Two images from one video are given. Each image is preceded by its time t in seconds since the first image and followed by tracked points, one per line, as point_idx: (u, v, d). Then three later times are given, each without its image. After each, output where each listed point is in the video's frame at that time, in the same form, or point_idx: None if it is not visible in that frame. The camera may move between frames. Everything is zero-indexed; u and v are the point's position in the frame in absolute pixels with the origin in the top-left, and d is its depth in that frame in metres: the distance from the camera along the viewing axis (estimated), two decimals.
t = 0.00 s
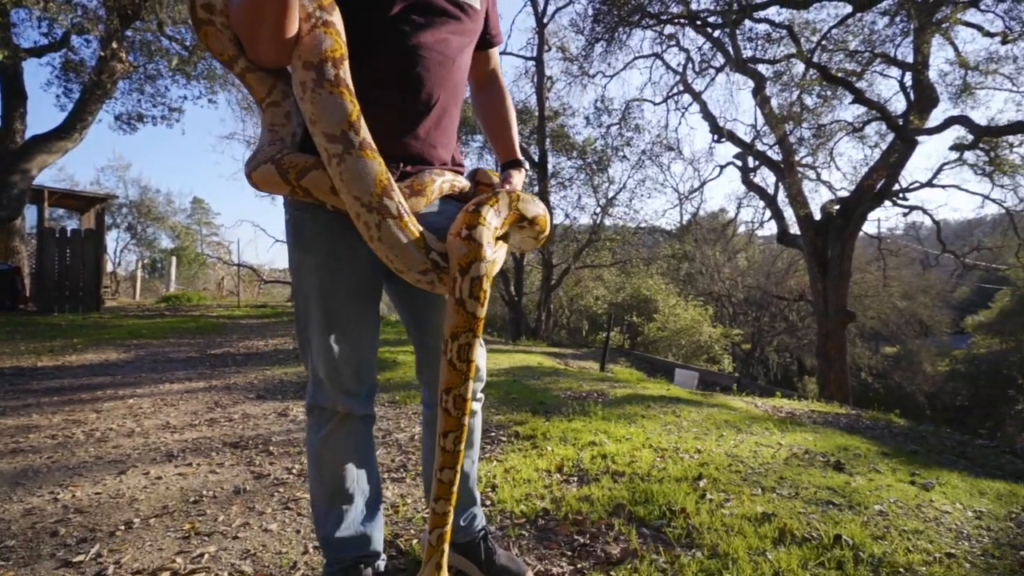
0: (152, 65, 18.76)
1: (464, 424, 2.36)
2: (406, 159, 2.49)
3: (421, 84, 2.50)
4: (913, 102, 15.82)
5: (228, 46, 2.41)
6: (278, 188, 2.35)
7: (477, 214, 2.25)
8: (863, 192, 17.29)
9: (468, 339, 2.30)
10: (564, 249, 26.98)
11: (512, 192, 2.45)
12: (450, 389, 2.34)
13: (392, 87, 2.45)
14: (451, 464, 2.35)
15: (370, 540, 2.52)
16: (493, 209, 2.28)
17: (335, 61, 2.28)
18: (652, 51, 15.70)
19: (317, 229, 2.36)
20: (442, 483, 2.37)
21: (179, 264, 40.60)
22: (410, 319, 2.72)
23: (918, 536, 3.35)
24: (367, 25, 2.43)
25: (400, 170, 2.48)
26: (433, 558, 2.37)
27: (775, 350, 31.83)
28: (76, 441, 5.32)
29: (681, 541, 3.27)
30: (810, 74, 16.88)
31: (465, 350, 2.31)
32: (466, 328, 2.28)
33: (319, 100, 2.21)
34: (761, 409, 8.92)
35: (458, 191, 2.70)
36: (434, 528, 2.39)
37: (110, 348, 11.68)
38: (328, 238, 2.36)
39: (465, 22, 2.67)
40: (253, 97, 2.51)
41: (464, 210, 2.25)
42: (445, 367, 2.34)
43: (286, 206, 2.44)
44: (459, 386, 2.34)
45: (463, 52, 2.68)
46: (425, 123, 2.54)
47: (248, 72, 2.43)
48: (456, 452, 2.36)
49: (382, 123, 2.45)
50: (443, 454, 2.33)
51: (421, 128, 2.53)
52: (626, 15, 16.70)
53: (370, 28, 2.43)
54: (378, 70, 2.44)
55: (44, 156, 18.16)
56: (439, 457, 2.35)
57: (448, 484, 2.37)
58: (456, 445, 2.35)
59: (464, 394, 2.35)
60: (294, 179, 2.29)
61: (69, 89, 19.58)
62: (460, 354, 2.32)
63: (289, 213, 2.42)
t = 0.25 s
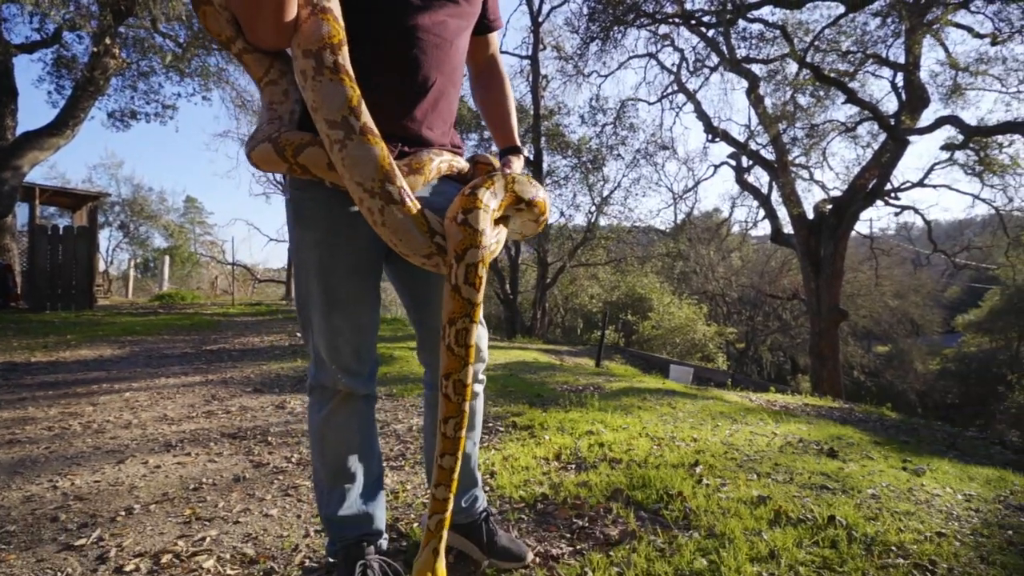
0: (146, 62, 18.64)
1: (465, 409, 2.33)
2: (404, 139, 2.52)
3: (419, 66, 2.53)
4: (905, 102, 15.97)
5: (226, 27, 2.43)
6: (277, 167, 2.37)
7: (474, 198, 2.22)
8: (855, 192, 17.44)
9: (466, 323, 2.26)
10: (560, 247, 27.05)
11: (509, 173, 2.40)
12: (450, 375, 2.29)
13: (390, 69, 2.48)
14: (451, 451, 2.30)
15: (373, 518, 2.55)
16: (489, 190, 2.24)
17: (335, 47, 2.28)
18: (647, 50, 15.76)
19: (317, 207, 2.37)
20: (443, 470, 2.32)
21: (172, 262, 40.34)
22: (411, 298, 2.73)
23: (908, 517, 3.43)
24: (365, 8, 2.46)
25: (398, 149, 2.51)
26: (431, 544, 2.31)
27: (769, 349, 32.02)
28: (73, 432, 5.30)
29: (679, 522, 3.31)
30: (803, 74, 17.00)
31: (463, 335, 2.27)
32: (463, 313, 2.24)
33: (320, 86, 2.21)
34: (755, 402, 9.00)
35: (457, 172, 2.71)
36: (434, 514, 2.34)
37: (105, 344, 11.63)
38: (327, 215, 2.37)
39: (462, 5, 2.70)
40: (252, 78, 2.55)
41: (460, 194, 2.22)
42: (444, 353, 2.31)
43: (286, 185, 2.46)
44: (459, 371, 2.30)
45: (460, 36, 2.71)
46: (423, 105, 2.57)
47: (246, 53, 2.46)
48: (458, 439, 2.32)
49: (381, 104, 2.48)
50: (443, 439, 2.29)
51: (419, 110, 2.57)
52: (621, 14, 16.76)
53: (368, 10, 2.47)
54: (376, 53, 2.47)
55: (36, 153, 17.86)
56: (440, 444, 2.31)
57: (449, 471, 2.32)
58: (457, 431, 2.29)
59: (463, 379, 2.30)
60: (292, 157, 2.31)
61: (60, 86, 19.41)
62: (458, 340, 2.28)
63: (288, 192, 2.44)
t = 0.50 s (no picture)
0: (144, 59, 18.61)
1: (470, 388, 2.24)
2: (406, 117, 2.56)
3: (420, 46, 2.58)
4: (901, 101, 16.06)
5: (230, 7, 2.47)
6: (282, 143, 2.40)
7: (475, 175, 2.18)
8: (852, 191, 17.55)
9: (468, 303, 2.20)
10: (559, 245, 27.10)
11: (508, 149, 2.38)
12: (454, 354, 2.22)
13: (391, 48, 2.53)
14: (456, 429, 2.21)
15: (380, 494, 2.54)
16: (490, 166, 2.22)
17: (341, 33, 2.31)
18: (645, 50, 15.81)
19: (322, 183, 2.40)
20: (448, 448, 2.25)
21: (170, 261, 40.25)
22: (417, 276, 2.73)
23: (906, 497, 3.48)
24: None
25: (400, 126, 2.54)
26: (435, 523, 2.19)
27: (767, 347, 32.12)
28: (78, 420, 5.34)
29: (681, 501, 3.35)
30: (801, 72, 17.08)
31: (467, 314, 2.21)
32: (465, 293, 2.19)
33: (329, 72, 2.24)
34: (754, 395, 9.07)
35: (458, 147, 2.73)
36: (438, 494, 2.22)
37: (105, 339, 11.63)
38: (332, 190, 2.40)
39: None
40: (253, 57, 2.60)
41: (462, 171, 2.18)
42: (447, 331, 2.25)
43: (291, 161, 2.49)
44: (462, 350, 2.22)
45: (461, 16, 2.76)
46: (424, 84, 2.61)
47: (247, 33, 2.50)
48: (462, 417, 2.23)
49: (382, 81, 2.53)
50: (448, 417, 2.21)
51: (420, 88, 2.61)
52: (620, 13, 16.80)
53: None
54: (378, 32, 2.51)
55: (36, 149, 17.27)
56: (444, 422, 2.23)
57: (453, 449, 2.23)
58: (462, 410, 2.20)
59: (467, 357, 2.23)
60: (296, 132, 2.33)
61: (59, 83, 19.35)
62: (461, 319, 2.22)
63: (294, 167, 2.47)
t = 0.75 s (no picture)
0: (145, 58, 18.60)
1: (484, 368, 2.26)
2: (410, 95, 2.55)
3: (424, 26, 2.59)
4: (901, 100, 16.08)
5: None
6: (290, 123, 2.42)
7: (480, 150, 2.17)
8: (853, 189, 17.58)
9: (477, 282, 2.19)
10: (559, 244, 27.12)
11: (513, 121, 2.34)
12: (467, 333, 2.22)
13: (396, 28, 2.54)
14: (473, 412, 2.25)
15: (391, 469, 2.56)
16: (496, 141, 2.20)
17: (350, 19, 2.32)
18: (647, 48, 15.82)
19: (331, 159, 2.41)
20: (464, 429, 2.26)
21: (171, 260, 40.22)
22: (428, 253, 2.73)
23: (911, 480, 3.50)
24: None
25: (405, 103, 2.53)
26: (454, 505, 2.18)
27: (767, 347, 32.16)
28: (85, 409, 5.36)
29: (688, 484, 3.36)
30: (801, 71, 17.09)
31: (476, 292, 2.21)
32: (474, 271, 2.19)
33: (340, 60, 2.27)
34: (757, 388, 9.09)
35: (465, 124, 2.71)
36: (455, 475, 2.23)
37: (107, 334, 11.65)
38: (341, 166, 2.40)
39: None
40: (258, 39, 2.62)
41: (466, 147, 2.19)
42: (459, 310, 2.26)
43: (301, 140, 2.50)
44: (476, 329, 2.23)
45: None
46: (429, 65, 2.63)
47: (252, 15, 2.55)
48: (479, 397, 2.25)
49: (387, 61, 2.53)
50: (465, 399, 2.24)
51: (425, 69, 2.62)
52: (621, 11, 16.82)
53: None
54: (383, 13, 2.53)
55: (36, 146, 17.12)
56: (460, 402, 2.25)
57: (469, 431, 2.24)
58: (477, 390, 2.23)
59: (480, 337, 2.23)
60: (304, 110, 2.35)
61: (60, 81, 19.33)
62: (472, 297, 2.22)
63: (303, 145, 2.48)
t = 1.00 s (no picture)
0: (146, 56, 18.54)
1: (501, 348, 2.18)
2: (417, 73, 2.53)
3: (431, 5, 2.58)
4: (903, 99, 16.05)
5: None
6: (297, 103, 2.40)
7: (482, 124, 2.13)
8: (854, 188, 17.55)
9: (486, 261, 2.14)
10: (560, 242, 27.10)
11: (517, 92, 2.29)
12: (479, 313, 2.15)
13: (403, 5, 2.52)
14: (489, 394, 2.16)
15: (401, 450, 2.53)
16: (500, 114, 2.16)
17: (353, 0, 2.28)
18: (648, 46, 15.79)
19: (340, 137, 2.39)
20: (482, 412, 2.17)
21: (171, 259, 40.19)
22: (439, 233, 2.72)
23: (921, 465, 3.49)
24: None
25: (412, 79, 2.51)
26: (479, 490, 2.08)
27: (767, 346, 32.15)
28: (89, 399, 5.35)
29: (698, 468, 3.34)
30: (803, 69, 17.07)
31: (486, 270, 2.15)
32: (481, 250, 2.13)
33: (344, 42, 2.23)
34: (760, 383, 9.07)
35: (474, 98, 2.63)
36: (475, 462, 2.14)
37: (109, 329, 11.63)
38: (349, 142, 2.39)
39: None
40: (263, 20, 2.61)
41: (469, 123, 2.15)
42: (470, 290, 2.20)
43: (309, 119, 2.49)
44: (488, 308, 2.15)
45: None
46: (434, 44, 2.60)
47: None
48: (496, 377, 2.16)
49: (393, 40, 2.52)
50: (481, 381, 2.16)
51: (431, 47, 2.60)
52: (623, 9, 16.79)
53: None
54: None
55: (38, 144, 16.93)
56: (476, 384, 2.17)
57: (487, 413, 2.16)
58: (493, 370, 2.14)
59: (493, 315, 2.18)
60: (310, 88, 2.33)
61: (62, 79, 19.29)
62: (481, 276, 2.16)
63: (312, 124, 2.46)
